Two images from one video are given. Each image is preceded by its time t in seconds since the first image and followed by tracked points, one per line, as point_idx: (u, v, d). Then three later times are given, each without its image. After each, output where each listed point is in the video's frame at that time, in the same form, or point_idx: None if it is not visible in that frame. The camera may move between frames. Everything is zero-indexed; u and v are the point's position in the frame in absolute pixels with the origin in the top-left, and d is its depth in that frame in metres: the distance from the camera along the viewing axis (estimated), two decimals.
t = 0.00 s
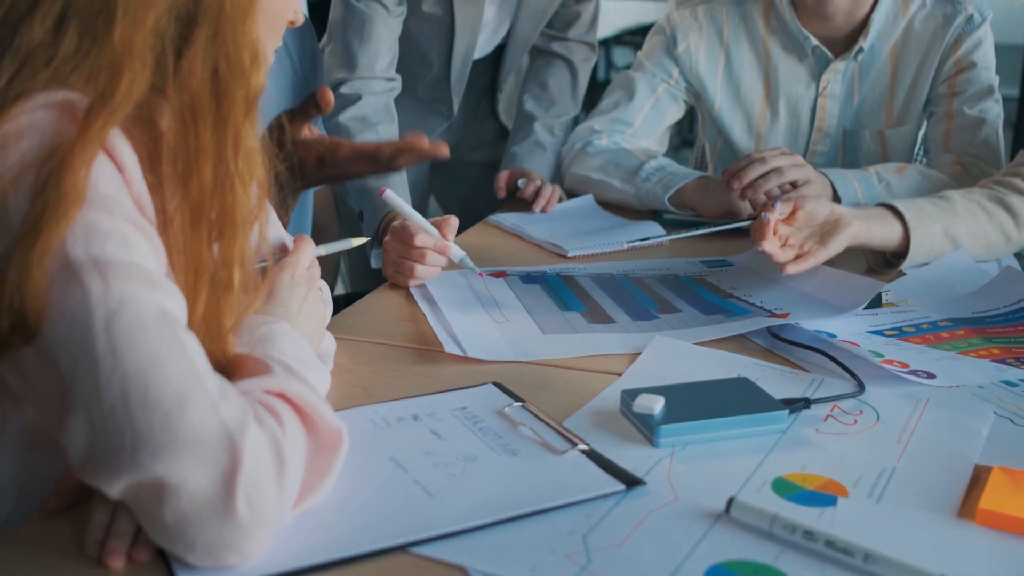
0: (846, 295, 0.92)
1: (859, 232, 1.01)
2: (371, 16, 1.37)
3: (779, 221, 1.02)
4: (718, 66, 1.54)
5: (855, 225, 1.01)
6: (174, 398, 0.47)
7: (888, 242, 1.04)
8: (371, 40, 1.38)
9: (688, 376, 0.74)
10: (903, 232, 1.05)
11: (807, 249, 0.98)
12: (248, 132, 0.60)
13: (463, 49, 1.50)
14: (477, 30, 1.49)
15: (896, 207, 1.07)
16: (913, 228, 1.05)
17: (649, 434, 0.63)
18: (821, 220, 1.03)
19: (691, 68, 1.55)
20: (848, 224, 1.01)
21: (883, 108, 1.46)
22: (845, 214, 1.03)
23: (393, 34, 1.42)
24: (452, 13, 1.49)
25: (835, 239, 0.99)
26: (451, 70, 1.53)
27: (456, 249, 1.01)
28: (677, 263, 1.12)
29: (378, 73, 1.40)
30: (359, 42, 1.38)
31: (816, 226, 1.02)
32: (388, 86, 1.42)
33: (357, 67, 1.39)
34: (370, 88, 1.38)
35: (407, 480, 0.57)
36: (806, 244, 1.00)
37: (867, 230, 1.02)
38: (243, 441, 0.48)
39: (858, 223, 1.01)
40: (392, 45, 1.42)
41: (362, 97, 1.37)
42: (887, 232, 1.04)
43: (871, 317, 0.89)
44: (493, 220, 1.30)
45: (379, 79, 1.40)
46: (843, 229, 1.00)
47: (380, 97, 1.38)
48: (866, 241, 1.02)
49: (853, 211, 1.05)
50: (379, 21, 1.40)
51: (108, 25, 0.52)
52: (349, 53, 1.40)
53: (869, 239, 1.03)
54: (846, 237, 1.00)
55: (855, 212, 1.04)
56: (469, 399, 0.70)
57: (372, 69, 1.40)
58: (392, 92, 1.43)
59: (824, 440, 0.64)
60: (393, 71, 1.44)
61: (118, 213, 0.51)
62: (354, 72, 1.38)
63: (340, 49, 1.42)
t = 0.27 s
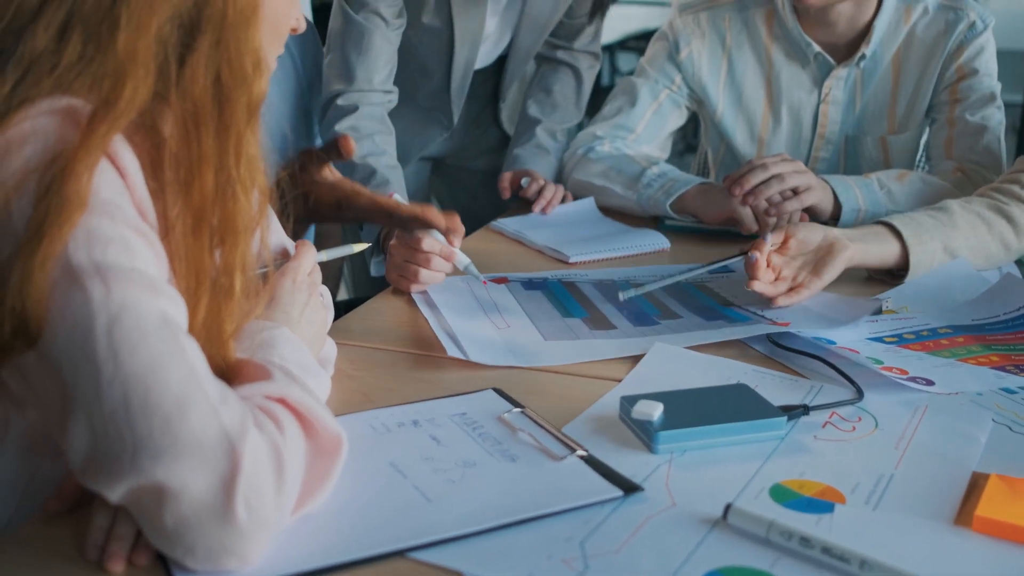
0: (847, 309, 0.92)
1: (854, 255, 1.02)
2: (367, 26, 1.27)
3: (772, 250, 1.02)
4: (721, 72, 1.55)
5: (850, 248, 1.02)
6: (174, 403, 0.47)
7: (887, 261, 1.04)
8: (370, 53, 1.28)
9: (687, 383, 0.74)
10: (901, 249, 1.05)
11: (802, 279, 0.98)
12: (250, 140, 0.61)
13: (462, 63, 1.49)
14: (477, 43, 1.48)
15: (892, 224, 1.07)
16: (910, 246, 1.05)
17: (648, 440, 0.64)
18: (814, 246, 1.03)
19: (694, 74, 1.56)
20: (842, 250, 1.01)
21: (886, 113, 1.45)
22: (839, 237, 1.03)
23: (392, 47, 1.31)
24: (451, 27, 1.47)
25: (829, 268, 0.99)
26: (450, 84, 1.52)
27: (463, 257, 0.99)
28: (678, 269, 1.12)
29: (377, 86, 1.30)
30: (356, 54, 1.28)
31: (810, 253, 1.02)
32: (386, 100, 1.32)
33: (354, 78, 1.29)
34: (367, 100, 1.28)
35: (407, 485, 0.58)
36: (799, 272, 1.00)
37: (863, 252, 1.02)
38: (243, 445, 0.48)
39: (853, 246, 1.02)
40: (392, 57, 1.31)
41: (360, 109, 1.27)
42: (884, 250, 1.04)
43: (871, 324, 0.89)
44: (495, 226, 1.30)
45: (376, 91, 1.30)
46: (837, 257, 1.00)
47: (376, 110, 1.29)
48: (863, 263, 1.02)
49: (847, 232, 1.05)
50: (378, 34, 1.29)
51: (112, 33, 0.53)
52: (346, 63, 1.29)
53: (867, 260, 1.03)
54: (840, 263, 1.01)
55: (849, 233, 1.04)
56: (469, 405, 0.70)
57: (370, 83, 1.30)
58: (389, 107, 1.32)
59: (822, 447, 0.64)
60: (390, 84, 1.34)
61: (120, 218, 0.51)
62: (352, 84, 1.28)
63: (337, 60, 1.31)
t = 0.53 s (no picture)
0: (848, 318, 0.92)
1: (859, 254, 1.02)
2: (370, 38, 1.27)
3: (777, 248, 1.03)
4: (724, 80, 1.55)
5: (854, 248, 1.02)
6: (172, 407, 0.48)
7: (890, 263, 1.04)
8: (372, 63, 1.29)
9: (686, 390, 0.74)
10: (905, 253, 1.05)
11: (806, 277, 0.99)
12: (251, 148, 0.62)
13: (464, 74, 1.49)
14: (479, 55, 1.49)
15: (897, 228, 1.07)
16: (915, 248, 1.05)
17: (645, 447, 0.64)
18: (819, 245, 1.04)
19: (697, 81, 1.56)
20: (846, 248, 1.02)
21: (889, 122, 1.46)
22: (843, 237, 1.04)
23: (395, 58, 1.33)
24: (452, 38, 1.47)
25: (834, 265, 1.00)
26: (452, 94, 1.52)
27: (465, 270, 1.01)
28: (680, 276, 1.12)
29: (379, 97, 1.31)
30: (359, 64, 1.29)
31: (815, 250, 1.04)
32: (388, 109, 1.33)
33: (356, 89, 1.29)
34: (370, 109, 1.29)
35: (404, 490, 0.58)
36: (805, 270, 1.02)
37: (867, 252, 1.03)
38: (240, 449, 0.49)
39: (857, 246, 1.02)
40: (394, 67, 1.32)
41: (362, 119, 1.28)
42: (888, 252, 1.04)
43: (871, 332, 0.89)
44: (497, 232, 1.31)
45: (378, 101, 1.31)
46: (842, 254, 1.01)
47: (378, 120, 1.30)
48: (867, 263, 1.03)
49: (852, 234, 1.06)
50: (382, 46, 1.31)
51: (114, 41, 0.53)
52: (348, 75, 1.30)
53: (870, 262, 1.03)
54: (845, 261, 1.01)
55: (854, 235, 1.05)
56: (468, 410, 0.70)
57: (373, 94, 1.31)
58: (391, 116, 1.33)
59: (819, 454, 0.64)
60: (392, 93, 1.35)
61: (120, 224, 0.52)
62: (355, 94, 1.29)
63: (339, 71, 1.31)
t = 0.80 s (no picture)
0: (841, 312, 0.92)
1: (856, 246, 1.02)
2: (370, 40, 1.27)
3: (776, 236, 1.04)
4: (723, 82, 1.55)
5: (852, 239, 1.03)
6: (163, 404, 0.48)
7: (887, 257, 1.05)
8: (372, 65, 1.29)
9: (678, 390, 0.74)
10: (903, 247, 1.05)
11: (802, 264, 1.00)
12: (245, 149, 0.62)
13: (463, 77, 1.50)
14: (478, 58, 1.49)
15: (895, 221, 1.07)
16: (912, 242, 1.05)
17: (636, 446, 0.64)
18: (817, 234, 1.05)
19: (695, 82, 1.56)
20: (844, 239, 1.02)
21: (887, 124, 1.46)
22: (842, 228, 1.04)
23: (394, 59, 1.33)
24: (451, 40, 1.48)
25: (830, 254, 1.01)
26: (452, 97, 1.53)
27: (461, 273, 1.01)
28: (678, 276, 1.13)
29: (379, 98, 1.31)
30: (359, 65, 1.29)
31: (813, 239, 1.04)
32: (388, 111, 1.33)
33: (356, 90, 1.29)
34: (370, 111, 1.29)
35: (395, 487, 0.59)
36: (802, 257, 1.02)
37: (864, 243, 1.03)
38: (230, 447, 0.49)
39: (855, 237, 1.03)
40: (393, 69, 1.33)
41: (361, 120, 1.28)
42: (886, 245, 1.04)
43: (865, 332, 0.90)
44: (495, 233, 1.31)
45: (379, 102, 1.31)
46: (839, 244, 1.01)
47: (378, 121, 1.30)
48: (864, 254, 1.03)
49: (851, 224, 1.05)
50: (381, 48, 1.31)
51: (108, 43, 0.54)
52: (348, 76, 1.30)
53: (868, 253, 1.04)
54: (842, 252, 1.02)
55: (852, 226, 1.05)
56: (460, 409, 0.71)
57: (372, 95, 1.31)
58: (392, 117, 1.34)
59: (809, 453, 0.65)
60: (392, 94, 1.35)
61: (113, 224, 0.53)
62: (354, 96, 1.29)
63: (339, 72, 1.32)
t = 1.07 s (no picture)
0: (833, 312, 0.92)
1: (850, 247, 1.02)
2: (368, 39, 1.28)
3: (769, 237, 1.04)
4: (721, 80, 1.55)
5: (846, 240, 1.03)
6: (151, 399, 0.49)
7: (882, 258, 1.05)
8: (369, 64, 1.30)
9: (670, 388, 0.75)
10: (898, 248, 1.05)
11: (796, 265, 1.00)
12: (236, 147, 0.62)
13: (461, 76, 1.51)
14: (476, 58, 1.50)
15: (889, 221, 1.07)
16: (907, 240, 1.05)
17: (626, 443, 0.64)
18: (812, 235, 1.05)
19: (694, 82, 1.56)
20: (838, 239, 1.02)
21: (886, 123, 1.46)
22: (836, 229, 1.04)
23: (393, 58, 1.34)
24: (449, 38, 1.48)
25: (823, 254, 1.00)
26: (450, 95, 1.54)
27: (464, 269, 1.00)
28: (679, 274, 1.13)
29: (377, 96, 1.32)
30: (357, 64, 1.30)
31: (807, 240, 1.04)
32: (387, 110, 1.34)
33: (353, 89, 1.30)
34: (367, 109, 1.30)
35: (384, 484, 0.59)
36: (796, 258, 1.02)
37: (858, 243, 1.03)
38: (218, 443, 0.50)
39: (849, 238, 1.03)
40: (392, 68, 1.34)
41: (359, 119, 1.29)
42: (880, 246, 1.04)
43: (859, 331, 0.90)
44: (493, 231, 1.32)
45: (376, 101, 1.31)
46: (832, 244, 1.01)
47: (375, 120, 1.30)
48: (858, 255, 1.03)
49: (845, 225, 1.06)
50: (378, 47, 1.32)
51: (99, 43, 0.55)
52: (346, 76, 1.31)
53: (862, 254, 1.04)
54: (836, 252, 1.02)
55: (846, 227, 1.05)
56: (452, 406, 0.71)
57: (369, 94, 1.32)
58: (389, 116, 1.34)
59: (799, 451, 0.65)
60: (391, 92, 1.36)
61: (103, 221, 0.53)
62: (351, 96, 1.30)
63: (337, 72, 1.33)
